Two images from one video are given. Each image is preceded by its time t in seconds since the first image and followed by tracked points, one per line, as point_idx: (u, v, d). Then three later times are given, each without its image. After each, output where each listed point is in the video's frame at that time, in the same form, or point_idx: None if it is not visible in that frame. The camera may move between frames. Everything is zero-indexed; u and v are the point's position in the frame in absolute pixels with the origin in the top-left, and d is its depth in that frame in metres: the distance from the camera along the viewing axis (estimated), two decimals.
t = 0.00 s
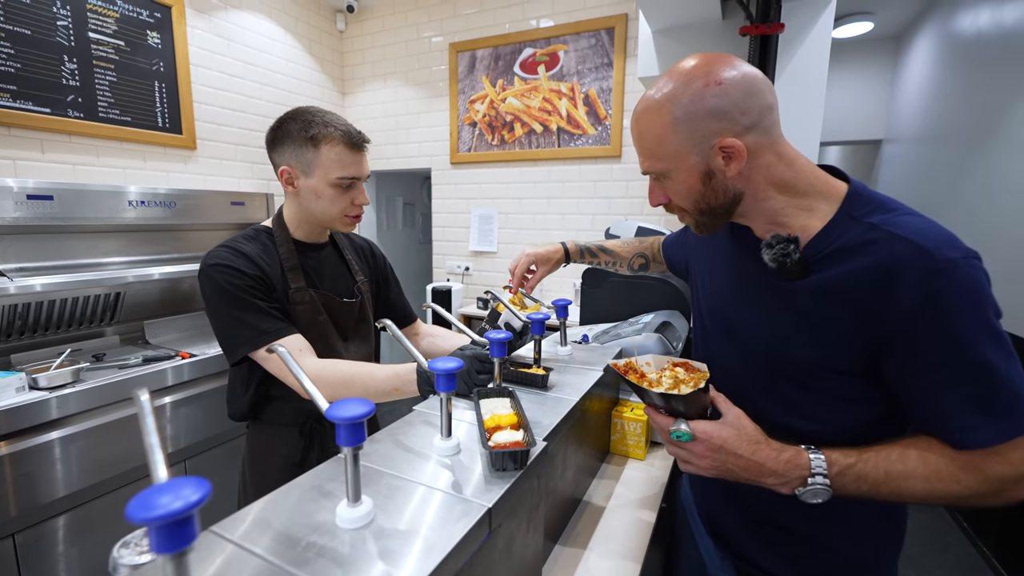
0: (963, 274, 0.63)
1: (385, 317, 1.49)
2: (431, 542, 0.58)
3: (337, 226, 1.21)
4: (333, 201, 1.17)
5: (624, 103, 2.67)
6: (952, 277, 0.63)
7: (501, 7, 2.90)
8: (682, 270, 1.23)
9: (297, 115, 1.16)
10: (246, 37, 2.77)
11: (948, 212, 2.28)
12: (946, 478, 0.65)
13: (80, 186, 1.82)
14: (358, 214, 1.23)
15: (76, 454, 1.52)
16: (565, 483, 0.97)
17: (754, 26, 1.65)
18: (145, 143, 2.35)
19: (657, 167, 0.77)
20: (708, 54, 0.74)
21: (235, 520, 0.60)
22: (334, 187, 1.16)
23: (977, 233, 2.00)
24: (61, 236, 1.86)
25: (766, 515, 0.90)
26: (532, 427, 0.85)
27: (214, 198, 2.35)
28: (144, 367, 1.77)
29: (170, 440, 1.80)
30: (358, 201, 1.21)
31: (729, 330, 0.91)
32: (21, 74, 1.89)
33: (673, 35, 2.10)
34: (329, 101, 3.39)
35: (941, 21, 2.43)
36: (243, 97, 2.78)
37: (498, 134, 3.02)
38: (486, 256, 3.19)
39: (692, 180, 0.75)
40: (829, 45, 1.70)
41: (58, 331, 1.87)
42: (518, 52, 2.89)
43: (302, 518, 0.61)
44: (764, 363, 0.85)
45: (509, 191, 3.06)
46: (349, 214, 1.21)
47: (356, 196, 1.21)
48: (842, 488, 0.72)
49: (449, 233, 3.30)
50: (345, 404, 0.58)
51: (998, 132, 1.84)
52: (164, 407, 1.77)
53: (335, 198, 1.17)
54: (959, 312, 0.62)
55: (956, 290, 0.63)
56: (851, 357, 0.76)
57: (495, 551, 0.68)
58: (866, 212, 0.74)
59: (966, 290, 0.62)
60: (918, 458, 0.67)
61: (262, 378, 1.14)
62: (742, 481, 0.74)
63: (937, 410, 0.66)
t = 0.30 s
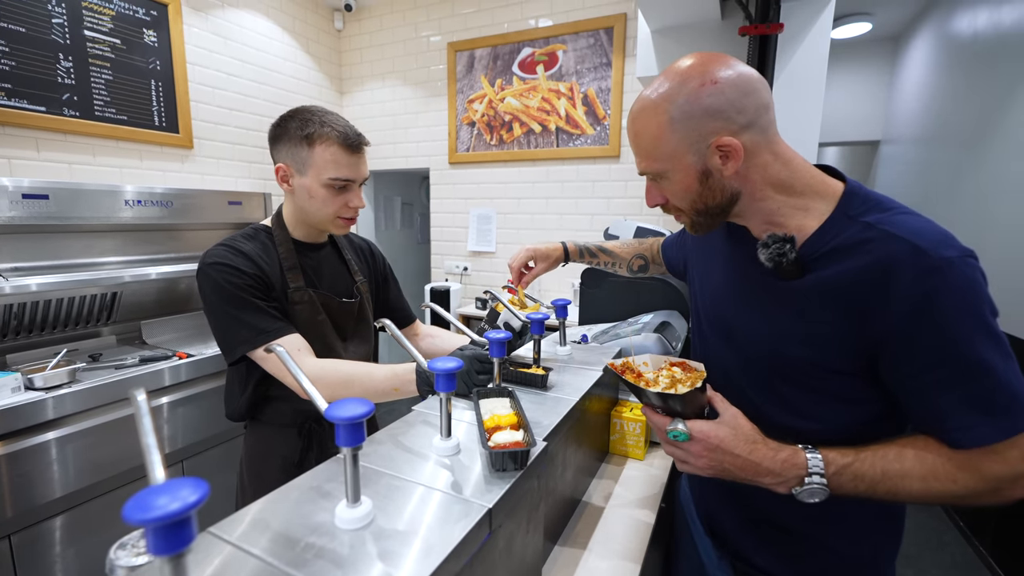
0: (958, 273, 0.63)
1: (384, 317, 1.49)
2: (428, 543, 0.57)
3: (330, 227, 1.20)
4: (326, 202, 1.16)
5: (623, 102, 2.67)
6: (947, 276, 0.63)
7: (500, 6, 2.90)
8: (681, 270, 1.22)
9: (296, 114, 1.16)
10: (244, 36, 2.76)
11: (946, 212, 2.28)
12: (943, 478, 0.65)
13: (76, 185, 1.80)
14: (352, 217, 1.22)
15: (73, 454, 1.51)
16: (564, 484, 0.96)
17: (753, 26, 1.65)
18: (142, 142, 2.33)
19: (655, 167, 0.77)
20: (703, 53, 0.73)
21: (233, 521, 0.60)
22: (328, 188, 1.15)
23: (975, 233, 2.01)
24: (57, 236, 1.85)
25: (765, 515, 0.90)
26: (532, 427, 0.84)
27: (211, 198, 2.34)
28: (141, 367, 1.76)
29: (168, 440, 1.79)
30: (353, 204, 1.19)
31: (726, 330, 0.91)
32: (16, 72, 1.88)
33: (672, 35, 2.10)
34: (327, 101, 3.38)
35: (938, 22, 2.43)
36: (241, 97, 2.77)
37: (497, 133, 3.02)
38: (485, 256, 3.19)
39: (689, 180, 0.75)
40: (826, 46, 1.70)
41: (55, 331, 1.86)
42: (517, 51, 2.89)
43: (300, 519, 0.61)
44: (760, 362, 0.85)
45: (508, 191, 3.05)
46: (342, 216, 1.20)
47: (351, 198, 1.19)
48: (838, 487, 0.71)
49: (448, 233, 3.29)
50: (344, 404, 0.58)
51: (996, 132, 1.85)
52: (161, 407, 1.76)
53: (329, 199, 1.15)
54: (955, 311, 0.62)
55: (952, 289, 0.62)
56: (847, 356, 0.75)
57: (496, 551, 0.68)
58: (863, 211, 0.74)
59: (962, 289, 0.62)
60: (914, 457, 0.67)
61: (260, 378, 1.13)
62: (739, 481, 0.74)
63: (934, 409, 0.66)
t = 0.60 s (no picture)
0: (961, 269, 0.62)
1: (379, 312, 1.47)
2: (423, 541, 0.56)
3: (324, 222, 1.19)
4: (319, 196, 1.14)
5: (621, 97, 2.66)
6: (950, 272, 0.62)
7: None
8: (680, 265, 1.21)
9: (291, 106, 1.14)
10: (237, 27, 2.72)
11: (943, 207, 2.29)
12: (942, 475, 0.65)
13: (66, 177, 1.77)
14: (346, 212, 1.20)
15: (66, 449, 1.49)
16: (562, 479, 0.96)
17: (752, 20, 1.63)
18: (134, 134, 2.30)
19: (658, 158, 0.74)
20: (707, 42, 0.73)
21: (226, 518, 0.59)
22: (321, 182, 1.13)
23: (971, 228, 2.01)
24: (47, 229, 1.82)
25: (761, 512, 0.90)
26: (530, 422, 0.84)
27: (204, 191, 2.31)
28: (134, 361, 1.74)
29: (161, 435, 1.78)
30: (346, 198, 1.17)
31: (724, 325, 0.91)
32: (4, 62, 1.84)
33: (670, 29, 2.08)
34: (323, 93, 3.34)
35: (936, 18, 2.43)
36: (234, 88, 2.73)
37: (494, 127, 3.00)
38: (481, 251, 3.17)
39: (695, 171, 0.73)
40: (825, 42, 1.69)
41: (46, 325, 1.84)
42: (514, 45, 2.87)
43: (294, 516, 0.60)
44: (757, 357, 0.85)
45: (505, 186, 3.04)
46: (336, 211, 1.18)
47: (344, 193, 1.17)
48: (836, 485, 0.71)
49: (444, 228, 3.27)
50: (339, 399, 0.57)
51: (993, 128, 1.85)
52: (154, 402, 1.75)
53: (321, 193, 1.14)
54: (956, 308, 0.62)
55: (954, 286, 0.62)
56: (845, 352, 0.75)
57: (493, 548, 0.67)
58: (863, 206, 0.73)
59: (964, 285, 0.62)
60: (914, 455, 0.67)
61: (254, 372, 1.12)
62: (736, 478, 0.74)
63: (934, 406, 0.65)
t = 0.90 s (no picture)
0: (973, 277, 0.62)
1: (380, 311, 1.47)
2: (425, 545, 0.56)
3: (325, 222, 1.18)
4: (320, 196, 1.13)
5: (620, 97, 2.65)
6: (962, 281, 0.62)
7: None
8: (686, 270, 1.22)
9: (289, 107, 1.14)
10: (236, 28, 2.71)
11: (942, 207, 2.29)
12: (950, 488, 0.65)
13: (66, 179, 1.76)
14: (347, 211, 1.19)
15: (65, 451, 1.49)
16: (563, 481, 0.96)
17: (751, 20, 1.63)
18: (133, 135, 2.29)
19: (662, 162, 0.73)
20: (708, 43, 0.72)
21: (224, 522, 0.58)
22: (321, 182, 1.12)
23: (971, 228, 2.01)
24: (47, 230, 1.82)
25: (764, 515, 0.90)
26: (532, 424, 0.83)
27: (204, 192, 2.31)
28: (134, 363, 1.74)
29: (161, 437, 1.77)
30: (347, 198, 1.17)
31: (726, 330, 0.90)
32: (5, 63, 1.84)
33: (670, 28, 2.07)
34: (322, 94, 3.34)
35: (935, 17, 2.43)
36: (233, 89, 2.72)
37: (493, 128, 2.99)
38: (481, 251, 3.17)
39: (701, 173, 0.72)
40: (825, 42, 1.69)
41: (45, 327, 1.83)
42: (513, 45, 2.86)
43: (294, 520, 0.59)
44: (761, 363, 0.84)
45: (504, 186, 3.03)
46: (337, 210, 1.17)
47: (345, 192, 1.17)
48: (841, 496, 0.71)
49: (444, 228, 3.27)
50: (340, 402, 0.56)
51: (992, 128, 1.85)
52: (154, 404, 1.74)
53: (322, 192, 1.13)
54: (968, 316, 0.61)
55: (966, 295, 0.61)
56: (852, 359, 0.74)
57: (495, 551, 0.66)
58: (872, 209, 0.73)
59: (977, 294, 0.61)
60: (922, 468, 0.66)
61: (256, 373, 1.12)
62: (739, 488, 0.73)
63: (944, 416, 0.65)
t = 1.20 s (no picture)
0: (1005, 288, 0.61)
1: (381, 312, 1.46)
2: (428, 549, 0.55)
3: (328, 223, 1.17)
4: (322, 197, 1.13)
5: (621, 99, 2.65)
6: (993, 292, 0.61)
7: (496, 2, 2.87)
8: (676, 266, 1.22)
9: (290, 108, 1.14)
10: (237, 31, 2.71)
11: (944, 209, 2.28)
12: (977, 506, 0.64)
13: (66, 182, 1.76)
14: (350, 212, 1.19)
15: (64, 456, 1.48)
16: (568, 486, 0.94)
17: (752, 21, 1.63)
18: (133, 138, 2.29)
19: (679, 167, 0.72)
20: (728, 43, 0.71)
21: (226, 528, 0.57)
22: (323, 182, 1.11)
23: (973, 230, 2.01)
24: (47, 233, 1.81)
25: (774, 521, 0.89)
26: (537, 427, 0.83)
27: (204, 195, 2.30)
28: (133, 366, 1.73)
29: (161, 441, 1.76)
30: (350, 198, 1.16)
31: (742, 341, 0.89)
32: (4, 66, 1.83)
33: (671, 30, 2.07)
34: (322, 97, 3.34)
35: (934, 19, 2.43)
36: (234, 92, 2.72)
37: (494, 130, 2.99)
38: (482, 254, 3.16)
39: (719, 179, 0.72)
40: (826, 43, 1.69)
41: (44, 330, 1.82)
42: (514, 48, 2.86)
43: (297, 526, 0.58)
44: (778, 373, 0.83)
45: (505, 188, 3.03)
46: (340, 211, 1.17)
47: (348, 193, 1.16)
48: (862, 514, 0.70)
49: (444, 231, 3.26)
50: (344, 405, 0.56)
51: (991, 130, 1.85)
52: (153, 408, 1.73)
53: (325, 193, 1.13)
54: (1000, 330, 0.61)
55: (999, 307, 0.61)
56: (873, 371, 0.74)
57: (501, 556, 0.65)
58: (895, 217, 0.72)
59: (1009, 306, 0.61)
60: (946, 486, 0.66)
61: (256, 377, 1.11)
62: (755, 504, 0.72)
63: (970, 431, 0.65)
